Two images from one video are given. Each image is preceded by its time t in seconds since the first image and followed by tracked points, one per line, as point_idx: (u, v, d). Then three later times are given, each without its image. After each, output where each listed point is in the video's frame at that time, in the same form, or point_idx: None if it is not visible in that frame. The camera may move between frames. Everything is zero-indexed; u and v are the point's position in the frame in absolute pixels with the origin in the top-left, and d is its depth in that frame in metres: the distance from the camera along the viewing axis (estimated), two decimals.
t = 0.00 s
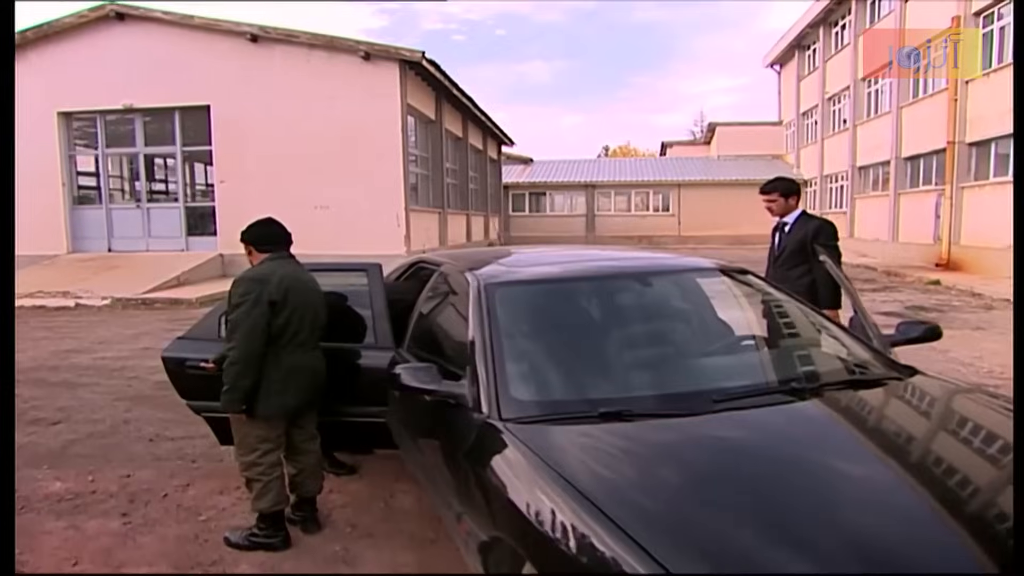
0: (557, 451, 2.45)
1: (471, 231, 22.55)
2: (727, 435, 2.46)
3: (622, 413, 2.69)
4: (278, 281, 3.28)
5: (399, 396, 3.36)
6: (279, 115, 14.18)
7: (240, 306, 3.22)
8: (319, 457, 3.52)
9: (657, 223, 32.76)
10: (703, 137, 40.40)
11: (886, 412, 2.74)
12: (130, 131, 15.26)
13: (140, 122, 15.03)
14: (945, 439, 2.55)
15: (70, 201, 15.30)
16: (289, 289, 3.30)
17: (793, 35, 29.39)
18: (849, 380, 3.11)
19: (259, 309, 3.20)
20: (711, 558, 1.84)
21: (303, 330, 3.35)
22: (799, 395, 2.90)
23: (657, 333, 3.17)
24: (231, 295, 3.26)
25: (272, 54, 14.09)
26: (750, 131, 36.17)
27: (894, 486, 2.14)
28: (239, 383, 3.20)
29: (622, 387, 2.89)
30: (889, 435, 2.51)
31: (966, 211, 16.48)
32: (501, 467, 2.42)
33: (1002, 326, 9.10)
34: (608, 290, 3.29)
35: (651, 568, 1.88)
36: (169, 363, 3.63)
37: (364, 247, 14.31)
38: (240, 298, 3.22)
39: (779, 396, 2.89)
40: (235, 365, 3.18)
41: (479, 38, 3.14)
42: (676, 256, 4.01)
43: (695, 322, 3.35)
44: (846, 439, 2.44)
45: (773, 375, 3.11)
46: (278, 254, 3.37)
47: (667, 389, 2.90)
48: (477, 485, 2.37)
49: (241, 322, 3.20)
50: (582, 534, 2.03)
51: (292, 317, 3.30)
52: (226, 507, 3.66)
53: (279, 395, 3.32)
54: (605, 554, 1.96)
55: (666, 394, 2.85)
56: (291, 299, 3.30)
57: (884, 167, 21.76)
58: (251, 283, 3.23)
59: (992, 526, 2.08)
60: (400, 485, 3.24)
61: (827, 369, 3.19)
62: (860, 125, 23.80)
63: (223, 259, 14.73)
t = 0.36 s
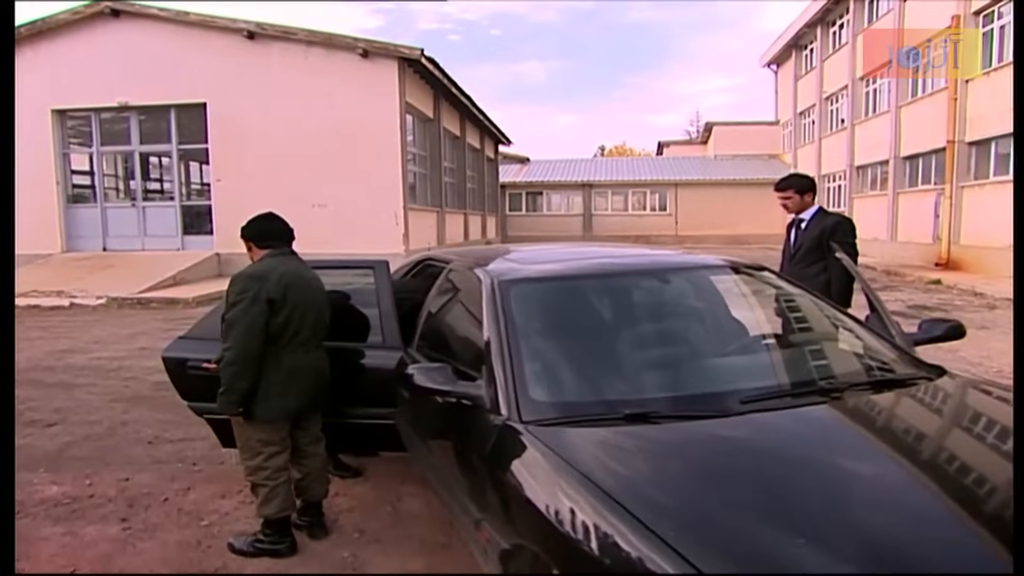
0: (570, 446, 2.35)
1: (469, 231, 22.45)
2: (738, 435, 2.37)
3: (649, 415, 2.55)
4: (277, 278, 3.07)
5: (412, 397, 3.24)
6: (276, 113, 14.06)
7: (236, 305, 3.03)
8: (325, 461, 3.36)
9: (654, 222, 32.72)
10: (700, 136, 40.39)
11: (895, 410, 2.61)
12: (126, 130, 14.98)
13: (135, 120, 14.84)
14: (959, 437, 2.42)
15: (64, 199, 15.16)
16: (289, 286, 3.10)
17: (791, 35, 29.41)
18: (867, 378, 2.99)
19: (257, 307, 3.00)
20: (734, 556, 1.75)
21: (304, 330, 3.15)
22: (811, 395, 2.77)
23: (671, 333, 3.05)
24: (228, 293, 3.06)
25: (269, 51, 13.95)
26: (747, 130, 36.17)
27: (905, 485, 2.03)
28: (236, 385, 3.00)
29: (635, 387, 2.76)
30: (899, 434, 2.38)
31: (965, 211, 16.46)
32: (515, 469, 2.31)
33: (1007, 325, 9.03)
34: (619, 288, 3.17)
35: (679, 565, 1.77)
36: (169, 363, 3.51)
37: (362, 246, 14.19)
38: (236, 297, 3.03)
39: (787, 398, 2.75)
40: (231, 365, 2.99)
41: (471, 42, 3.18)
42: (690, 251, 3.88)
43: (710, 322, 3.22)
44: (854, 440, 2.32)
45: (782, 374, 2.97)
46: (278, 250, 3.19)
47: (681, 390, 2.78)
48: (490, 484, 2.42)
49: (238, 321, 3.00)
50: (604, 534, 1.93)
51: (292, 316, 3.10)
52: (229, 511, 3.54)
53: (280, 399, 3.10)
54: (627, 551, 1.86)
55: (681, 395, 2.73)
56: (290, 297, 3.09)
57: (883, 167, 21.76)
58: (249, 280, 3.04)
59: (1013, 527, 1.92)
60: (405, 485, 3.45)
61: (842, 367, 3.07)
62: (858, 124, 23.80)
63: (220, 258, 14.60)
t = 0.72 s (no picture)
0: (583, 436, 2.26)
1: (466, 229, 22.34)
2: (752, 426, 2.28)
3: (675, 411, 2.41)
4: (279, 271, 2.93)
5: (424, 395, 3.13)
6: (272, 110, 13.93)
7: (235, 300, 2.88)
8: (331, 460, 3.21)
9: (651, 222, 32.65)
10: (696, 136, 40.36)
11: (903, 404, 2.52)
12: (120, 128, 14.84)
13: (129, 117, 14.67)
14: (968, 431, 2.33)
15: (58, 197, 15.00)
16: (290, 280, 2.95)
17: (787, 34, 29.39)
18: (885, 371, 2.88)
19: (258, 301, 2.86)
20: (762, 551, 1.67)
21: (307, 326, 3.00)
22: (826, 392, 2.63)
23: (684, 327, 2.92)
24: (228, 287, 2.92)
25: (265, 48, 13.81)
26: (743, 130, 36.14)
27: (911, 478, 1.96)
28: (236, 382, 2.85)
29: (651, 385, 2.62)
30: (906, 428, 2.29)
31: (964, 209, 16.46)
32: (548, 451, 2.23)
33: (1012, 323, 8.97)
34: (630, 280, 3.04)
35: (713, 560, 1.69)
36: (169, 361, 3.39)
37: (359, 244, 14.06)
38: (236, 290, 2.88)
39: (800, 394, 2.61)
40: (230, 362, 2.85)
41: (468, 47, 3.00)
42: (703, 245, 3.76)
43: (724, 318, 3.08)
44: (859, 433, 2.23)
45: (792, 367, 2.85)
46: (279, 241, 3.04)
47: (695, 385, 2.65)
48: (506, 483, 2.33)
49: (239, 315, 2.85)
50: (629, 527, 1.85)
51: (295, 311, 2.95)
52: (230, 513, 3.42)
53: (285, 397, 2.95)
54: (651, 545, 1.78)
55: (694, 391, 2.60)
56: (292, 291, 2.94)
57: (880, 165, 21.75)
58: (249, 273, 2.89)
59: None
60: (412, 489, 3.42)
61: (856, 360, 2.95)
62: (855, 123, 23.77)
63: (215, 257, 14.45)
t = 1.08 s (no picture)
0: (589, 428, 2.18)
1: (462, 227, 22.25)
2: (770, 417, 2.21)
3: (701, 404, 2.32)
4: (282, 261, 2.80)
5: (433, 390, 3.03)
6: (266, 107, 13.79)
7: (237, 291, 2.75)
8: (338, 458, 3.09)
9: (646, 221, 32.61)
10: (691, 135, 40.37)
11: (909, 397, 2.44)
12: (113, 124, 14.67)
13: (122, 115, 14.51)
14: (976, 421, 2.24)
15: (50, 195, 14.83)
16: (294, 270, 2.83)
17: (782, 33, 29.40)
18: (901, 364, 2.78)
19: (259, 293, 2.73)
20: (791, 538, 1.61)
21: (311, 318, 2.89)
22: (840, 386, 2.52)
23: (697, 318, 2.81)
24: (229, 278, 2.79)
25: (260, 44, 13.66)
26: (737, 129, 36.17)
27: (921, 470, 1.90)
28: (238, 378, 2.73)
29: (667, 379, 2.50)
30: (913, 420, 2.22)
31: (961, 208, 16.50)
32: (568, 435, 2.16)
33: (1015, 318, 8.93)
34: (638, 271, 2.93)
35: (741, 551, 1.61)
36: (168, 356, 3.27)
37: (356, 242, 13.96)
38: (238, 281, 2.76)
39: (814, 388, 2.50)
40: (231, 356, 2.73)
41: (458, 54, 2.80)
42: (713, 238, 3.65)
43: (735, 312, 2.95)
44: (865, 424, 2.16)
45: (802, 358, 2.76)
46: (282, 231, 2.93)
47: (709, 378, 2.54)
48: (520, 480, 2.26)
49: (240, 307, 2.73)
50: (652, 518, 1.77)
51: (298, 304, 2.83)
52: (231, 513, 3.31)
53: (289, 392, 2.83)
54: (675, 538, 1.71)
55: (710, 384, 2.50)
56: (296, 281, 2.83)
57: (876, 164, 21.76)
58: (250, 263, 2.76)
59: None
60: (419, 488, 3.32)
61: (869, 352, 2.86)
62: (851, 122, 23.79)
63: (210, 255, 14.28)
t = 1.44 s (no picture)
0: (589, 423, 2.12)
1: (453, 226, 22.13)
2: (790, 408, 2.16)
3: (717, 396, 2.24)
4: (280, 250, 2.70)
5: (440, 386, 2.95)
6: (257, 104, 13.62)
7: (234, 281, 2.64)
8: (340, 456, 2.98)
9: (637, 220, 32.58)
10: (680, 135, 40.41)
11: (910, 390, 2.37)
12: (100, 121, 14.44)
13: (110, 112, 14.31)
14: (978, 412, 2.17)
15: (35, 193, 14.58)
16: (293, 259, 2.72)
17: (772, 33, 29.48)
18: (911, 354, 2.71)
19: (257, 283, 2.62)
20: (814, 526, 1.57)
21: (312, 311, 2.77)
22: (848, 380, 2.43)
23: (704, 309, 2.71)
24: (225, 268, 2.68)
25: (251, 39, 13.49)
26: (727, 128, 36.23)
27: (923, 458, 1.86)
28: (234, 371, 2.61)
29: (677, 370, 2.41)
30: (915, 410, 2.15)
31: (953, 207, 16.61)
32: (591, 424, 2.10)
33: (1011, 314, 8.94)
34: (641, 262, 2.84)
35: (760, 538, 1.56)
36: (163, 352, 3.16)
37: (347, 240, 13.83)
38: (235, 271, 2.64)
39: (824, 381, 2.42)
40: (228, 349, 2.61)
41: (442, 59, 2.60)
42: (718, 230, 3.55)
43: (743, 303, 2.82)
44: (862, 414, 2.12)
45: (805, 346, 2.67)
46: (281, 221, 2.82)
47: (722, 371, 2.44)
48: (535, 473, 2.18)
49: (237, 298, 2.61)
50: (672, 509, 1.72)
51: (298, 295, 2.72)
52: (228, 514, 3.20)
53: (288, 388, 2.71)
54: (695, 528, 1.65)
55: (722, 376, 2.40)
56: (296, 270, 2.73)
57: (867, 163, 21.86)
58: (247, 253, 2.65)
59: None
60: (421, 486, 3.23)
61: (875, 343, 2.78)
62: (841, 121, 23.86)
63: (199, 253, 14.10)
